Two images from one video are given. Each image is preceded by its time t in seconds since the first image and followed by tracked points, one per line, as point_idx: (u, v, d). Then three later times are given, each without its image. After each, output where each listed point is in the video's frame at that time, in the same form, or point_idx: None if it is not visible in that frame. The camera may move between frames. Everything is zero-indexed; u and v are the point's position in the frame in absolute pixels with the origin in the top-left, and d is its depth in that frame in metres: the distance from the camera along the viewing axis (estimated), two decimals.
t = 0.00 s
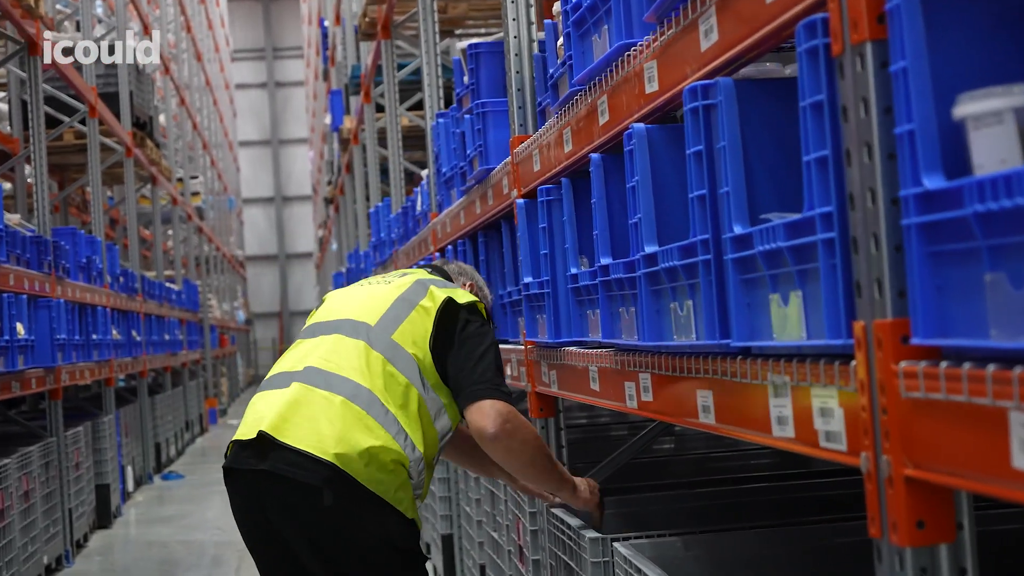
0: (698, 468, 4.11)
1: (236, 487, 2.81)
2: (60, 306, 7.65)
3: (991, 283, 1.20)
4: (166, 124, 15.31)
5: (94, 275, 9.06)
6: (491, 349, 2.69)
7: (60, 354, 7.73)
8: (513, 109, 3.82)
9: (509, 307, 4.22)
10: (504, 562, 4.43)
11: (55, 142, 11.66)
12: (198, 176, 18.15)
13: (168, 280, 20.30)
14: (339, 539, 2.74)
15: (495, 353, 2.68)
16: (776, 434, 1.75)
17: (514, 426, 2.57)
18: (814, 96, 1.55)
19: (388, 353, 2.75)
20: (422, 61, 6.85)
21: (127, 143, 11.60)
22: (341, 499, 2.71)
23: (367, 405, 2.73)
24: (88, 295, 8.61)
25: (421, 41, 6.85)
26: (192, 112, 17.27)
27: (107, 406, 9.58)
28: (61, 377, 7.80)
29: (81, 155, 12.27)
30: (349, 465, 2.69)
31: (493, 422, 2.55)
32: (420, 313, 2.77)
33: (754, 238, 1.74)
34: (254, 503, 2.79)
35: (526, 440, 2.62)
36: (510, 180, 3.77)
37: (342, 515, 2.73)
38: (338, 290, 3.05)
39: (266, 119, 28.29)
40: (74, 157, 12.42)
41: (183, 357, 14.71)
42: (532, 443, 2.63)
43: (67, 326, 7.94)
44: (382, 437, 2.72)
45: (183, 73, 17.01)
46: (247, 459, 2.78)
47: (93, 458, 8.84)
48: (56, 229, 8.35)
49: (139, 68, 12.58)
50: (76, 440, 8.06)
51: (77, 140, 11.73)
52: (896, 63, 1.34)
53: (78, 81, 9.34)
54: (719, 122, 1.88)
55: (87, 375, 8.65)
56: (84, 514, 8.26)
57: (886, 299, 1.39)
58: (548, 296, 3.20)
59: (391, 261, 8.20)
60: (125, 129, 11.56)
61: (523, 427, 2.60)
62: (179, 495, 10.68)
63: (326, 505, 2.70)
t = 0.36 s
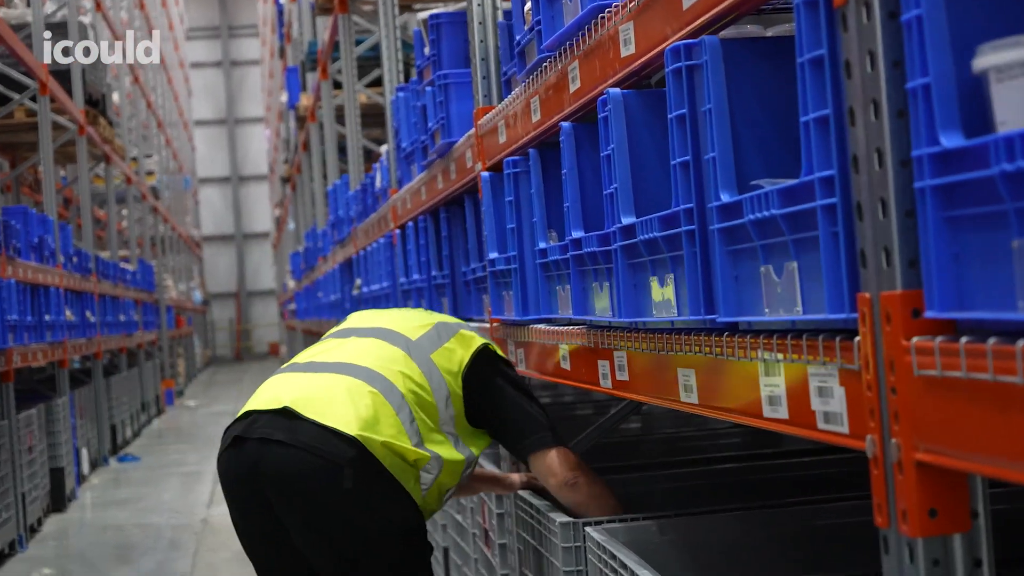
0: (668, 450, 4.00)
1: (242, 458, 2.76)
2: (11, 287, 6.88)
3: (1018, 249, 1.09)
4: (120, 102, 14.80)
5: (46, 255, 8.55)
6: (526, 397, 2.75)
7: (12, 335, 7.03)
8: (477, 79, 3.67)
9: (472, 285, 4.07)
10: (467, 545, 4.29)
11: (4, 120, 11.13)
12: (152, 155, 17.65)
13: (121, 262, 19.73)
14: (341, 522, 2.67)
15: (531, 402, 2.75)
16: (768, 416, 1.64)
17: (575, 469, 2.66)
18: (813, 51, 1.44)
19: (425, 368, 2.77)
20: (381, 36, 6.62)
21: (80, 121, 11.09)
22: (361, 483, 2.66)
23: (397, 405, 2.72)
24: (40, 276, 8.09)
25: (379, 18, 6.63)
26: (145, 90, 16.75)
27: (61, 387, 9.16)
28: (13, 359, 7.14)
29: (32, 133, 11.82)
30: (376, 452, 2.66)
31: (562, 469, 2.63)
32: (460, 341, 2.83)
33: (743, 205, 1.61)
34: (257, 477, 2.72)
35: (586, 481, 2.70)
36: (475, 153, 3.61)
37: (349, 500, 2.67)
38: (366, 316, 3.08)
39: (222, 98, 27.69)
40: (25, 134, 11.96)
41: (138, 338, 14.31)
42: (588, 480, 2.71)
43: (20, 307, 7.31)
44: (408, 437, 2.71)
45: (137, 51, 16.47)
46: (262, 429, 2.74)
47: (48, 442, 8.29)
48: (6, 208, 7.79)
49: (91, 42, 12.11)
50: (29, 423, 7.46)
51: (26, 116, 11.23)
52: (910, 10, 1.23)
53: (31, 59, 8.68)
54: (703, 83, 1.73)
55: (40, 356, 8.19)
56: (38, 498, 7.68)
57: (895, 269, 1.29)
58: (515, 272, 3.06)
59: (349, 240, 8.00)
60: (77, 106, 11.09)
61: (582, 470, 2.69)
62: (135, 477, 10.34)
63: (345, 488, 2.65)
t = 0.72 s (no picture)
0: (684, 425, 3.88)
1: (273, 418, 2.81)
2: (16, 259, 6.80)
3: None
4: (128, 74, 14.66)
5: (53, 229, 8.47)
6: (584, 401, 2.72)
7: (18, 309, 6.96)
8: (487, 41, 3.53)
9: (483, 255, 3.96)
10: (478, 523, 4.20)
11: (10, 92, 11.03)
12: (161, 128, 17.54)
13: (132, 236, 19.67)
14: (363, 498, 2.67)
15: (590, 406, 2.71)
16: (800, 392, 1.52)
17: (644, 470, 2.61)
18: None
19: (477, 360, 2.79)
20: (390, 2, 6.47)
21: (87, 93, 10.98)
22: (388, 458, 2.65)
23: (442, 387, 2.73)
24: (47, 249, 8.01)
25: None
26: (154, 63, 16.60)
27: (70, 362, 9.11)
28: (20, 333, 7.08)
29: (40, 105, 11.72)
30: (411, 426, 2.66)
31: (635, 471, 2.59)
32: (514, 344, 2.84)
33: (774, 163, 1.47)
34: (285, 440, 2.76)
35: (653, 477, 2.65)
36: (484, 119, 3.48)
37: (375, 476, 2.66)
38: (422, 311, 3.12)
39: (232, 71, 27.50)
40: (33, 108, 11.85)
41: (148, 313, 14.26)
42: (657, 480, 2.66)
43: (25, 280, 7.21)
44: (448, 418, 2.71)
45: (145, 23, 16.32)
46: (299, 389, 2.81)
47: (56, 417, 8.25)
48: (11, 180, 7.71)
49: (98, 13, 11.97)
50: (36, 399, 7.42)
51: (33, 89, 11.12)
52: None
53: (34, 29, 8.52)
54: (728, 33, 1.58)
55: (48, 331, 8.11)
56: (45, 474, 7.62)
57: (947, 229, 1.15)
58: (527, 242, 2.94)
59: (359, 212, 7.88)
60: (84, 79, 10.95)
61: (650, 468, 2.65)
62: (145, 452, 10.31)
63: (372, 461, 2.65)
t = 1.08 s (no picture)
0: (710, 444, 3.76)
1: (295, 433, 2.74)
2: (34, 270, 6.79)
3: None
4: (152, 84, 14.71)
5: (74, 238, 8.48)
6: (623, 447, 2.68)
7: (36, 320, 6.95)
8: (507, 47, 3.45)
9: (503, 268, 3.87)
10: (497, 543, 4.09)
11: (35, 102, 11.09)
12: (185, 137, 17.60)
13: (157, 245, 19.77)
14: (373, 524, 2.56)
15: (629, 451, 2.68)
16: (833, 420, 1.41)
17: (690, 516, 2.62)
18: None
19: (512, 393, 2.71)
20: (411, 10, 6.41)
21: (110, 103, 11.01)
22: (401, 487, 2.53)
23: (471, 417, 2.64)
24: (67, 258, 8.02)
25: None
26: (180, 73, 16.67)
27: (90, 371, 9.11)
28: (39, 344, 7.07)
29: (63, 114, 11.78)
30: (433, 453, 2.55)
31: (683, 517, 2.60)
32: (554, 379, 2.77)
33: (805, 173, 1.36)
34: (302, 458, 2.68)
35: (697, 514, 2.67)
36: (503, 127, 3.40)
37: (386, 505, 2.53)
38: (467, 336, 3.06)
39: (258, 81, 27.64)
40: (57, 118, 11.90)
41: (171, 323, 14.28)
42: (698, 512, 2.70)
43: (44, 290, 7.20)
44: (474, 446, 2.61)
45: (171, 34, 16.39)
46: (322, 406, 2.73)
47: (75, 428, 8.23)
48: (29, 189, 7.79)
49: (122, 23, 12.02)
50: (55, 410, 7.40)
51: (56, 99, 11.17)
52: None
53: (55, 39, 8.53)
54: (756, 34, 1.48)
55: (68, 341, 8.11)
56: (63, 487, 7.60)
57: (998, 246, 1.04)
58: (546, 254, 2.84)
59: (381, 222, 7.80)
60: (107, 88, 10.98)
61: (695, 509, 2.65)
62: (167, 463, 10.30)
63: (384, 488, 2.53)
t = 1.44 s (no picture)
0: (712, 446, 3.70)
1: (268, 450, 2.65)
2: (31, 270, 6.74)
3: None
4: (151, 83, 14.65)
5: (72, 237, 8.44)
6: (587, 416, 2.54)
7: (34, 319, 6.90)
8: (506, 43, 3.40)
9: (502, 267, 3.81)
10: (499, 547, 4.04)
11: (33, 100, 11.03)
12: (185, 135, 17.54)
13: (158, 243, 19.72)
14: (360, 535, 2.53)
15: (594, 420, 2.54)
16: (842, 427, 1.36)
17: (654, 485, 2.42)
18: None
19: (479, 377, 2.65)
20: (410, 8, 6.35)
21: (109, 101, 10.95)
22: (388, 493, 2.50)
23: (443, 408, 2.58)
24: (64, 257, 7.96)
25: None
26: (180, 71, 16.61)
27: (89, 371, 9.07)
28: (36, 343, 7.02)
29: (62, 113, 11.74)
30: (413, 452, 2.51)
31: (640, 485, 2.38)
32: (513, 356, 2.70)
33: (814, 170, 1.31)
34: (280, 474, 2.60)
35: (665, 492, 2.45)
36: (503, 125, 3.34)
37: (375, 512, 2.51)
38: (420, 323, 2.98)
39: (259, 79, 27.56)
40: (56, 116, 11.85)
41: (171, 322, 14.23)
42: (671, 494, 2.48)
43: (41, 289, 7.15)
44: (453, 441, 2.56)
45: (171, 32, 16.33)
46: (292, 418, 2.65)
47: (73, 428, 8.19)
48: (28, 188, 7.73)
49: (121, 21, 11.97)
50: (53, 410, 7.36)
51: (54, 97, 11.11)
52: None
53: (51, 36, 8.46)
54: (763, 26, 1.42)
55: (66, 341, 8.06)
56: (61, 487, 7.56)
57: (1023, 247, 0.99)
58: (546, 254, 2.78)
59: (381, 221, 7.75)
60: (106, 86, 10.93)
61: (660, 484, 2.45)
62: (166, 464, 10.24)
63: (372, 494, 2.50)
